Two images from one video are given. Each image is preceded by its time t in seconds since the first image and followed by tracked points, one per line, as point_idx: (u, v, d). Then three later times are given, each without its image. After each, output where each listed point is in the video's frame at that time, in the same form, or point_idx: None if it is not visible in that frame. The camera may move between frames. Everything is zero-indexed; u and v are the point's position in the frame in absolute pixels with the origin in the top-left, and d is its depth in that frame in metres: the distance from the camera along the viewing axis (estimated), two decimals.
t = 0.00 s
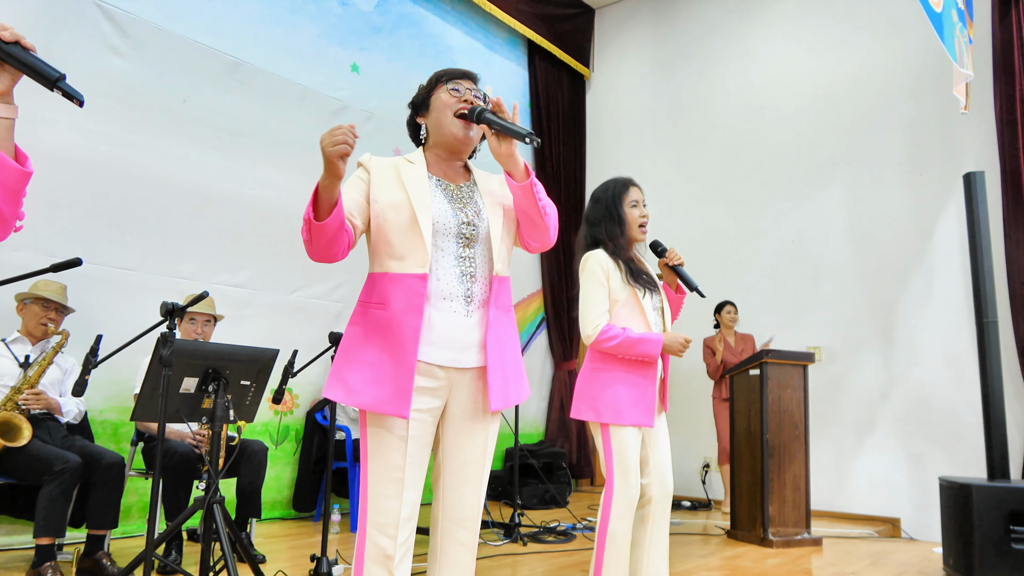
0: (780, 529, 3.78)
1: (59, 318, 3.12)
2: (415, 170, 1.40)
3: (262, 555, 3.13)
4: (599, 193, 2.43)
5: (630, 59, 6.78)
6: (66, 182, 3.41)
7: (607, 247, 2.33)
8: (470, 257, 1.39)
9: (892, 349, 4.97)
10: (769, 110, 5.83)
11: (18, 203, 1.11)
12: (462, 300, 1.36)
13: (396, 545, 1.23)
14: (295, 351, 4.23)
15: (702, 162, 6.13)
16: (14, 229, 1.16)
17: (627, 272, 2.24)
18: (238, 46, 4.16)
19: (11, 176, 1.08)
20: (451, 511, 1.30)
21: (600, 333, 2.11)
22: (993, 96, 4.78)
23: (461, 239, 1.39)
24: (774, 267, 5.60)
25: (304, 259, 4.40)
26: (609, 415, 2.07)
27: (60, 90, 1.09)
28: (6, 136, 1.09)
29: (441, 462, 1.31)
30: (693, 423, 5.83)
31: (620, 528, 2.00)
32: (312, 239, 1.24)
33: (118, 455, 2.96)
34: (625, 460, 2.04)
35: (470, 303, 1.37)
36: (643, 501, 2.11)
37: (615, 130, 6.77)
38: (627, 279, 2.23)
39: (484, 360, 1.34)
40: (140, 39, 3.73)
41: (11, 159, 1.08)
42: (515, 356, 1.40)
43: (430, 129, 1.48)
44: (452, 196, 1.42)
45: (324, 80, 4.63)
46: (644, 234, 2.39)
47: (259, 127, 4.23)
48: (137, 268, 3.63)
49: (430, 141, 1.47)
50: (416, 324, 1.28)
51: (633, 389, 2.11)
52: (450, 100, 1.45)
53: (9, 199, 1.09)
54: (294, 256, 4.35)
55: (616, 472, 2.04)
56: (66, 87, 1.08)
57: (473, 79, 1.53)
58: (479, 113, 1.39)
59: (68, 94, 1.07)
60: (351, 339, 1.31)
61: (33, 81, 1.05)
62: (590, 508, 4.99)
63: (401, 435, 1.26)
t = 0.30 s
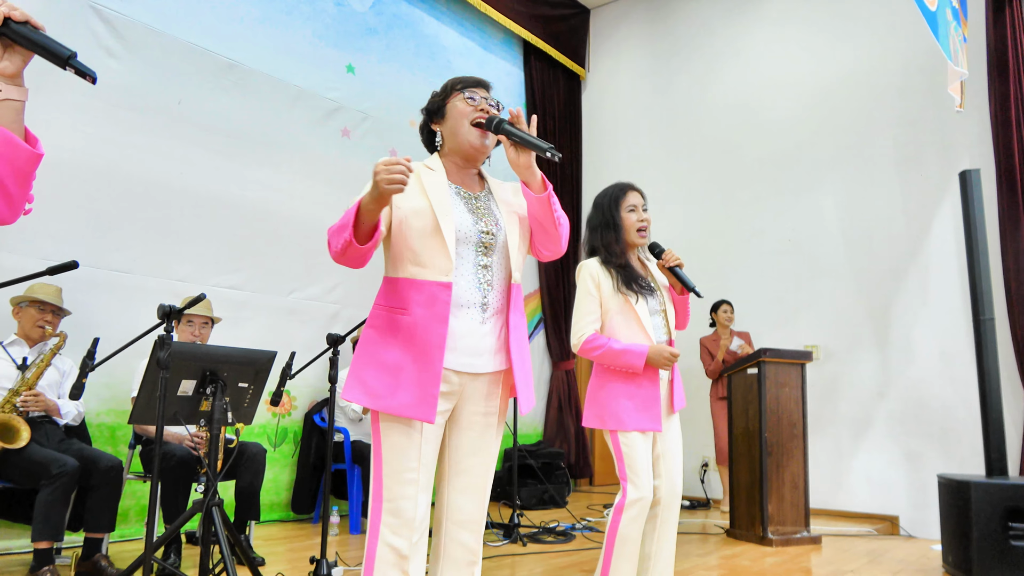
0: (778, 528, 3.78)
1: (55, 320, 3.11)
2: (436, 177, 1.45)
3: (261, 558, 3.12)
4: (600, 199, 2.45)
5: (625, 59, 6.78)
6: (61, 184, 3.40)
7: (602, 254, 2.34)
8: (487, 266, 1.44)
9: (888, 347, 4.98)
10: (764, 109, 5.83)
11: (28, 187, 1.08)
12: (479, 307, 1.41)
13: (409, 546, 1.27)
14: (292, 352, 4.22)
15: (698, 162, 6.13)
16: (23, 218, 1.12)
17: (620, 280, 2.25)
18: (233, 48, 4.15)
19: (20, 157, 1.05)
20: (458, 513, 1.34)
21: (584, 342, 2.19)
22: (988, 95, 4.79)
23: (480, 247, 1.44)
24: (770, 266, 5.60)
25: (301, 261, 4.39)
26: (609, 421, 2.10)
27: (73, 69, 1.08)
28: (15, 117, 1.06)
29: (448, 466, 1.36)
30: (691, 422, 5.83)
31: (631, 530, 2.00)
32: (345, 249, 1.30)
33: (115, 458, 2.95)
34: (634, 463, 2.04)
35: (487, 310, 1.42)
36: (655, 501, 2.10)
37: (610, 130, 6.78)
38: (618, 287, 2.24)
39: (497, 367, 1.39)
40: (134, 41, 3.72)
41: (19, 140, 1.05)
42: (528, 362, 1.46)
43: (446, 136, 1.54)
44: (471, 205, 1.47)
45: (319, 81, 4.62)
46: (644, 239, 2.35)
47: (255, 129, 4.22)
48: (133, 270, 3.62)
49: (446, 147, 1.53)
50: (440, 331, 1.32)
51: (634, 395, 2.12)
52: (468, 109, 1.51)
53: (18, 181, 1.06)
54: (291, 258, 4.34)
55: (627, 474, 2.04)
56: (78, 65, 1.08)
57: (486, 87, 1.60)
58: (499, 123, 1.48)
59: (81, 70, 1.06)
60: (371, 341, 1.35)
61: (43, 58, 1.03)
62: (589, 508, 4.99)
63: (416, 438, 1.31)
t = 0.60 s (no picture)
0: (780, 529, 3.78)
1: (57, 321, 3.11)
2: (458, 181, 1.46)
3: (263, 558, 3.12)
4: (608, 204, 2.46)
5: (627, 60, 6.78)
6: (63, 185, 3.40)
7: (605, 258, 2.37)
8: (502, 272, 1.45)
9: (890, 348, 4.97)
10: (765, 109, 5.83)
11: (37, 184, 1.07)
12: (491, 312, 1.41)
13: (443, 545, 1.27)
14: (294, 353, 4.22)
15: (699, 163, 6.13)
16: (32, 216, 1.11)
17: (617, 284, 2.26)
18: (234, 49, 4.15)
19: (31, 152, 1.04)
20: (470, 514, 1.35)
21: (578, 347, 2.28)
22: (990, 95, 4.78)
23: (497, 252, 1.45)
24: (771, 267, 5.60)
25: (302, 261, 4.39)
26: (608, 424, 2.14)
27: (84, 64, 1.08)
28: (25, 113, 1.05)
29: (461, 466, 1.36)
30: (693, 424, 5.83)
31: (636, 530, 2.00)
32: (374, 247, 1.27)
33: (117, 458, 2.95)
34: (639, 465, 2.04)
35: (499, 315, 1.43)
36: (660, 503, 2.09)
37: (612, 131, 6.78)
38: (615, 292, 2.26)
39: (506, 371, 1.41)
40: (137, 42, 3.73)
41: (29, 135, 1.03)
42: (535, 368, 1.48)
43: (464, 143, 1.56)
44: (490, 211, 1.48)
45: (321, 81, 4.62)
46: (649, 242, 2.35)
47: (256, 130, 4.22)
48: (134, 271, 3.62)
49: (464, 153, 1.55)
50: (458, 334, 1.32)
51: (631, 400, 2.12)
52: (490, 118, 1.53)
53: (27, 177, 1.05)
54: (292, 258, 4.34)
55: (634, 476, 2.04)
56: (89, 60, 1.08)
57: (505, 95, 1.61)
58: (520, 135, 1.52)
59: (93, 66, 1.07)
60: (388, 340, 1.35)
61: (54, 52, 1.03)
62: (591, 509, 4.99)
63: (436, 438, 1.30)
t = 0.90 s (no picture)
0: (781, 527, 3.78)
1: (58, 322, 3.10)
2: (469, 179, 1.46)
3: (264, 558, 3.12)
4: (612, 202, 2.48)
5: (627, 59, 6.78)
6: (63, 185, 3.40)
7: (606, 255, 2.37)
8: (512, 269, 1.46)
9: (890, 347, 4.97)
10: (765, 108, 5.83)
11: (37, 170, 1.05)
12: (503, 309, 1.42)
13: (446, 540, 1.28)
14: (294, 352, 4.22)
15: (699, 162, 6.13)
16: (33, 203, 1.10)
17: (615, 280, 2.27)
18: (234, 49, 4.15)
19: (27, 139, 1.01)
20: (475, 511, 1.34)
21: (578, 341, 2.30)
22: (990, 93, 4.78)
23: (509, 250, 1.45)
24: (772, 266, 5.60)
25: (303, 261, 4.39)
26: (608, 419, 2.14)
27: (78, 41, 0.99)
28: (23, 98, 1.01)
29: (467, 462, 1.35)
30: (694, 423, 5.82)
31: (634, 525, 2.00)
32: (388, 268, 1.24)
33: (118, 458, 2.95)
34: (637, 458, 2.04)
35: (510, 312, 1.43)
36: (657, 499, 2.09)
37: (612, 130, 6.78)
38: (613, 288, 2.26)
39: (515, 367, 1.41)
40: (137, 43, 3.72)
41: (25, 122, 1.01)
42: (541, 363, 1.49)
43: (467, 141, 1.55)
44: (499, 209, 1.48)
45: (321, 81, 4.62)
46: (652, 238, 2.37)
47: (256, 129, 4.22)
48: (134, 271, 3.61)
49: (467, 152, 1.55)
50: (477, 332, 1.32)
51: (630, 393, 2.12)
52: (494, 118, 1.53)
53: (27, 165, 1.03)
54: (292, 258, 4.34)
55: (632, 471, 2.04)
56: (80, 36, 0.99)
57: (506, 94, 1.61)
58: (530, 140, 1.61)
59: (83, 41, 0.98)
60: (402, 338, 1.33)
61: (46, 32, 0.97)
62: (592, 508, 4.99)
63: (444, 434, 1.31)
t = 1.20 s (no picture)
0: (782, 525, 3.78)
1: (58, 323, 3.10)
2: (473, 177, 1.46)
3: (266, 559, 3.12)
4: (616, 200, 2.47)
5: (625, 58, 6.78)
6: (62, 186, 3.39)
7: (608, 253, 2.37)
8: (516, 269, 1.46)
9: (891, 344, 4.97)
10: (764, 106, 5.83)
11: (25, 166, 1.02)
12: (508, 309, 1.42)
13: (446, 541, 1.29)
14: (295, 353, 4.22)
15: (698, 160, 6.13)
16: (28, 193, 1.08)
17: (616, 280, 2.27)
18: (233, 49, 4.15)
19: (10, 138, 0.98)
20: (477, 512, 1.34)
21: (579, 340, 2.30)
22: (989, 89, 4.78)
23: (513, 250, 1.45)
24: (771, 264, 5.60)
25: (303, 261, 4.39)
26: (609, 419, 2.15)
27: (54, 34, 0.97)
28: (7, 94, 0.98)
29: (470, 462, 1.35)
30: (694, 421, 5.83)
31: (636, 524, 2.00)
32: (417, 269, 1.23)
33: (118, 459, 2.95)
34: (638, 458, 2.05)
35: (514, 312, 1.43)
36: (659, 498, 2.10)
37: (611, 128, 6.77)
38: (614, 288, 2.26)
39: (519, 367, 1.42)
40: (135, 44, 3.72)
41: (8, 118, 0.98)
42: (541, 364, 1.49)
43: (465, 139, 1.55)
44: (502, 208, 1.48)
45: (320, 81, 4.62)
46: (655, 239, 2.34)
47: (255, 130, 4.21)
48: (134, 272, 3.61)
49: (467, 151, 1.54)
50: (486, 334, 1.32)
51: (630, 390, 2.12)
52: (495, 117, 1.53)
53: (14, 162, 1.00)
54: (292, 258, 4.33)
55: (633, 471, 2.05)
56: (59, 29, 0.97)
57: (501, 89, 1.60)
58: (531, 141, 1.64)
59: (61, 35, 0.96)
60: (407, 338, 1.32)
61: (23, 25, 0.95)
62: (593, 507, 4.99)
63: (449, 436, 1.31)
